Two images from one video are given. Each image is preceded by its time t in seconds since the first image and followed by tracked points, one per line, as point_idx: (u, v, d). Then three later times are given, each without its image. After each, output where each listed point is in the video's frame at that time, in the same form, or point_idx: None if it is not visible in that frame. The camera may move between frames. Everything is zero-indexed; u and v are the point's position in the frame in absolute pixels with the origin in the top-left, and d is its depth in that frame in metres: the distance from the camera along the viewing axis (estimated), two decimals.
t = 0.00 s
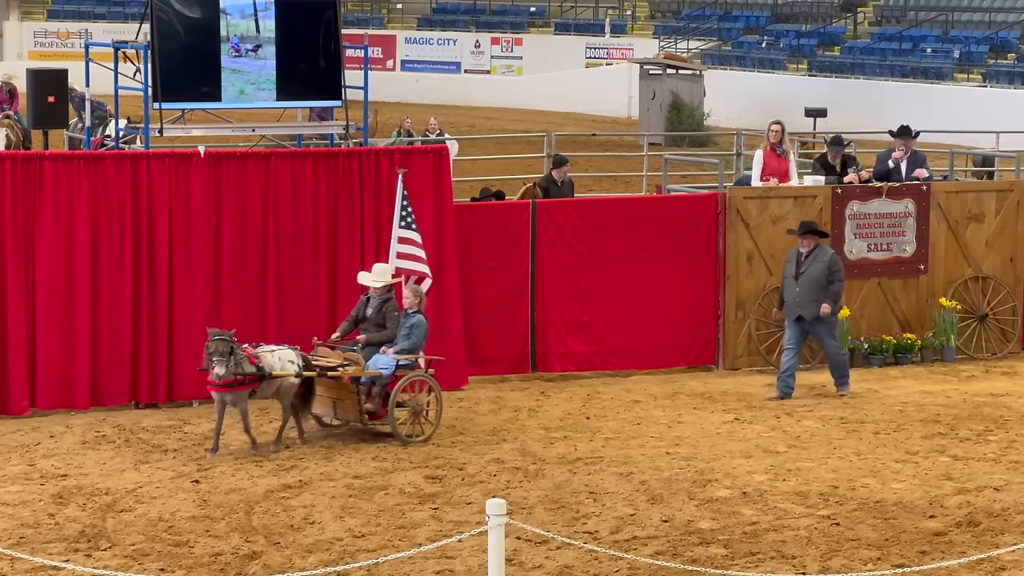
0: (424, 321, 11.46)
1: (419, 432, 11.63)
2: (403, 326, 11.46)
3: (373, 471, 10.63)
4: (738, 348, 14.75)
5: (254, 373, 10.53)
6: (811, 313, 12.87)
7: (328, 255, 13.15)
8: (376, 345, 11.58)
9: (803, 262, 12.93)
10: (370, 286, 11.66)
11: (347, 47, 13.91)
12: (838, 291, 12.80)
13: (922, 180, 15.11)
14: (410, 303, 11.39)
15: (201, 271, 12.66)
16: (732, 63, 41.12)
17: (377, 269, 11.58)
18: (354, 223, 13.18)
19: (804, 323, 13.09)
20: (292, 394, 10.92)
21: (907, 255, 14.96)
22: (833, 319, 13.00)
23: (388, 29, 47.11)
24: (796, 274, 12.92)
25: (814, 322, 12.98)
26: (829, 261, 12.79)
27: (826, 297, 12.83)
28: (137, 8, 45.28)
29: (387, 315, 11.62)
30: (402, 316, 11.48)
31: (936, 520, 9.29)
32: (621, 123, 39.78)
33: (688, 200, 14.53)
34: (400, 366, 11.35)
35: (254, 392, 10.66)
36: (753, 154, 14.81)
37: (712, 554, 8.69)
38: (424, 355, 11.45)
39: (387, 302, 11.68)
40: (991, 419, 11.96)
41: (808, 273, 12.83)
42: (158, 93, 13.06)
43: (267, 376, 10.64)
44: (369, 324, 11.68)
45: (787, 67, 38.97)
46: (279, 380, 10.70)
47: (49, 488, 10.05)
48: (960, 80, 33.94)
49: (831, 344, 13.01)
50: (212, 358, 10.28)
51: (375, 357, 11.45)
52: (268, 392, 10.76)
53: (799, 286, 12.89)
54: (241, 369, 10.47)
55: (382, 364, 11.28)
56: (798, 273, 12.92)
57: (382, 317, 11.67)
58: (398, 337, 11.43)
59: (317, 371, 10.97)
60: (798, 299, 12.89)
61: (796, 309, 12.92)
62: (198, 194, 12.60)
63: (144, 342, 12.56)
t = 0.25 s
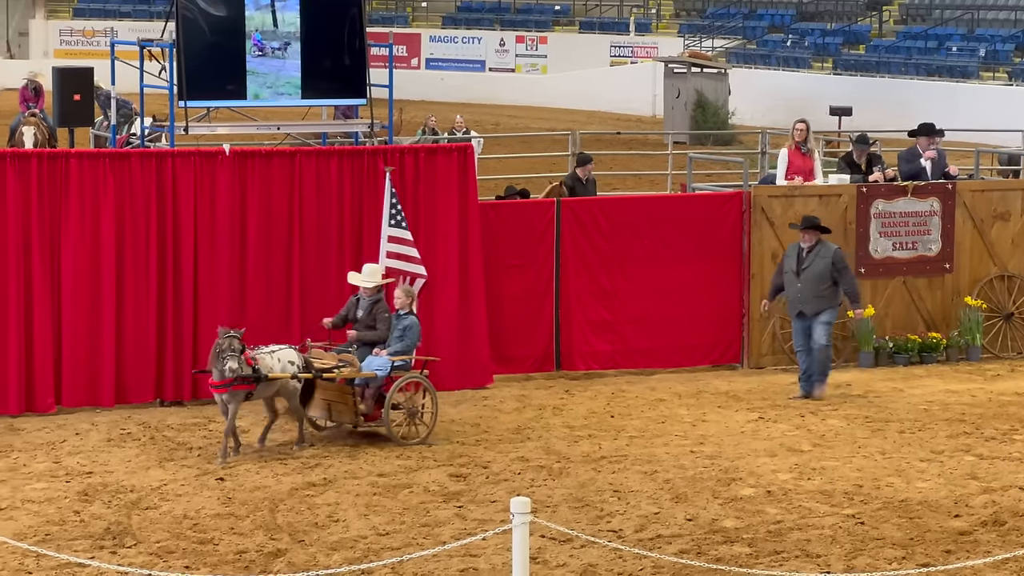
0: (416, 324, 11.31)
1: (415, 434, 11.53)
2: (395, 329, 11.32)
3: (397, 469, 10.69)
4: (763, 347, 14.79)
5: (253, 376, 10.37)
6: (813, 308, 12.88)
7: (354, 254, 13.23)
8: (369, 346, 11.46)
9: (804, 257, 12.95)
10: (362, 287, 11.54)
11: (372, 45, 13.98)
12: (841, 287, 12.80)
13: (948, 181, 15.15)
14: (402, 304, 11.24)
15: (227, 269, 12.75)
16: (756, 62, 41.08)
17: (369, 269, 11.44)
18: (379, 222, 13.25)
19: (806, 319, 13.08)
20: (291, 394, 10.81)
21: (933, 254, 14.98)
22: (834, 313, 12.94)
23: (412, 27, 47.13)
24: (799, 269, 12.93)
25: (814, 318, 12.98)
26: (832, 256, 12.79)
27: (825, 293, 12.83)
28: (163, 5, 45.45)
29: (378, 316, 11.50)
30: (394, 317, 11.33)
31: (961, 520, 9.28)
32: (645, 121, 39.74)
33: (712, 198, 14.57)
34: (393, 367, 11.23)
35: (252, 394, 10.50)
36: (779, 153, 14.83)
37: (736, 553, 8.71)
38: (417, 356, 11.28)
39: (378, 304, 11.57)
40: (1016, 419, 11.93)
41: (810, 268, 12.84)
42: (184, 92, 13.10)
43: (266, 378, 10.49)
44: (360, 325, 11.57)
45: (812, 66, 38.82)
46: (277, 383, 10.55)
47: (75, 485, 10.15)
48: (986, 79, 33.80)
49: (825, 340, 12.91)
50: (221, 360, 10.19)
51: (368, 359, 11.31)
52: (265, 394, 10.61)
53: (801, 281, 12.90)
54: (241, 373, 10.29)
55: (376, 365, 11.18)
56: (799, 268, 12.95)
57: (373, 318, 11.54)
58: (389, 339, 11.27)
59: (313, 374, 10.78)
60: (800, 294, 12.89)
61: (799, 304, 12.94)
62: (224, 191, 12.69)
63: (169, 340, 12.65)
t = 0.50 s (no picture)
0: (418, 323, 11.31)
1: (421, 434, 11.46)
2: (396, 329, 11.26)
3: (424, 467, 10.76)
4: (789, 345, 14.82)
5: (258, 378, 10.37)
6: (816, 316, 12.53)
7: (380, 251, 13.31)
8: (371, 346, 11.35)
9: (813, 263, 12.57)
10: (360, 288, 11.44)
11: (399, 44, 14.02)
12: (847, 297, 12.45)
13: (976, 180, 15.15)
14: (401, 304, 11.22)
15: (253, 266, 12.84)
16: (783, 59, 41.00)
17: (365, 268, 11.41)
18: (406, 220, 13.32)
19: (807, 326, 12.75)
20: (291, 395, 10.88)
21: (961, 252, 14.98)
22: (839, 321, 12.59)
23: (439, 24, 47.18)
24: (806, 274, 12.56)
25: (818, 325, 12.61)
26: (841, 265, 12.43)
27: (831, 301, 12.46)
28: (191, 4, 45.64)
29: (379, 316, 11.39)
30: (396, 317, 11.29)
31: (990, 519, 9.28)
32: (672, 119, 39.69)
33: (737, 196, 14.56)
34: (397, 368, 11.13)
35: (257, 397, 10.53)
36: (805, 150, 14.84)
37: (763, 551, 8.73)
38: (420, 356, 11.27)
39: (377, 305, 11.46)
40: None
41: (817, 275, 12.46)
42: (211, 89, 13.22)
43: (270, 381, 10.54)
44: (361, 325, 11.49)
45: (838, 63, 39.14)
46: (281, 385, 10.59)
47: (104, 482, 10.26)
48: (1016, 76, 33.63)
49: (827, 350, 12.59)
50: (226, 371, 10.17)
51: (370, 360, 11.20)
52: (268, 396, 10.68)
53: (807, 287, 12.52)
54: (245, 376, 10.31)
55: (380, 366, 11.06)
56: (806, 274, 12.56)
57: (373, 318, 11.45)
58: (392, 340, 11.23)
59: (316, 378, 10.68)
60: (804, 300, 12.53)
61: (802, 310, 12.59)
62: (251, 189, 12.79)
63: (196, 337, 12.75)
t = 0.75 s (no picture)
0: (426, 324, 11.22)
1: (424, 433, 11.49)
2: (405, 330, 11.21)
3: (456, 465, 10.80)
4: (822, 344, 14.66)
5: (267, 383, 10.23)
6: (830, 312, 12.23)
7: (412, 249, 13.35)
8: (379, 347, 11.32)
9: (827, 257, 12.28)
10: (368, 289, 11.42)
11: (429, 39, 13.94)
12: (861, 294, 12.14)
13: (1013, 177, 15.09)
14: (410, 304, 11.14)
15: (285, 264, 12.91)
16: (816, 57, 40.86)
17: (372, 270, 11.32)
18: (438, 218, 13.37)
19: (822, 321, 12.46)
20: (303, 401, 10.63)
21: (995, 250, 14.96)
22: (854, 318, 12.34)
23: (470, 22, 47.20)
24: (820, 269, 12.27)
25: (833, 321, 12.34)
26: (856, 261, 12.13)
27: (847, 297, 12.19)
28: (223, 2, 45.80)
29: (387, 317, 11.37)
30: (404, 318, 11.23)
31: None
32: (703, 117, 39.59)
33: (770, 193, 14.54)
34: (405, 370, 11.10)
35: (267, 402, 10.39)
36: (838, 148, 14.74)
37: (796, 550, 8.72)
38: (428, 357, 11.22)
39: (385, 305, 11.44)
40: None
41: (832, 270, 12.18)
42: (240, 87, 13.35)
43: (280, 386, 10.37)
44: (369, 327, 11.44)
45: (872, 60, 38.89)
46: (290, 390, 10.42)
47: (137, 479, 10.37)
48: None
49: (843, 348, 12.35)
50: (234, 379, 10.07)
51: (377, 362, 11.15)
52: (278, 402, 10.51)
53: (821, 282, 12.22)
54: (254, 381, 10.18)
55: (387, 368, 10.98)
56: (821, 269, 12.27)
57: (382, 319, 11.41)
58: (400, 341, 11.18)
59: (326, 380, 10.64)
60: (819, 295, 12.24)
61: (816, 306, 12.29)
62: (283, 187, 12.86)
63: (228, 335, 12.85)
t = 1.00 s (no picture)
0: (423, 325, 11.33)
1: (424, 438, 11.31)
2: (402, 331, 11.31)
3: (477, 463, 10.86)
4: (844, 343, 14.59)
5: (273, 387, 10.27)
6: (832, 314, 12.12)
7: (433, 247, 13.41)
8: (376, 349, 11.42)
9: (826, 259, 12.20)
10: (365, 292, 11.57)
11: (451, 38, 14.04)
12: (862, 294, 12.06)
13: None
14: (407, 305, 11.29)
15: (306, 262, 12.99)
16: (837, 55, 40.79)
17: (369, 270, 11.49)
18: (459, 217, 13.42)
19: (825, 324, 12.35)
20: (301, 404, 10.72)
21: (1016, 248, 15.05)
22: (855, 319, 12.25)
23: (491, 20, 47.22)
24: (820, 271, 12.17)
25: (835, 323, 12.25)
26: (856, 261, 12.05)
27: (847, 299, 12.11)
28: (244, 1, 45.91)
29: (384, 319, 11.52)
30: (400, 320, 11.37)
31: None
32: (724, 115, 39.53)
33: (791, 191, 14.53)
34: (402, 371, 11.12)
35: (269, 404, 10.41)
36: (860, 146, 14.65)
37: (817, 548, 8.73)
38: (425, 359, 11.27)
39: (382, 307, 11.57)
40: None
41: (832, 271, 12.08)
42: (263, 86, 13.33)
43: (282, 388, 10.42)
44: (365, 329, 11.57)
45: (892, 58, 39.30)
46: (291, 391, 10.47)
47: (158, 477, 10.46)
48: None
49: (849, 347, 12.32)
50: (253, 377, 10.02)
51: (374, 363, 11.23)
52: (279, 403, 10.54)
53: (822, 284, 12.13)
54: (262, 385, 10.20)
55: (385, 369, 10.89)
56: (820, 271, 12.18)
57: (378, 321, 11.55)
58: (397, 343, 11.29)
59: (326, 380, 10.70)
60: (820, 297, 12.14)
61: (817, 308, 12.18)
62: (304, 185, 12.93)
63: (249, 332, 12.93)
